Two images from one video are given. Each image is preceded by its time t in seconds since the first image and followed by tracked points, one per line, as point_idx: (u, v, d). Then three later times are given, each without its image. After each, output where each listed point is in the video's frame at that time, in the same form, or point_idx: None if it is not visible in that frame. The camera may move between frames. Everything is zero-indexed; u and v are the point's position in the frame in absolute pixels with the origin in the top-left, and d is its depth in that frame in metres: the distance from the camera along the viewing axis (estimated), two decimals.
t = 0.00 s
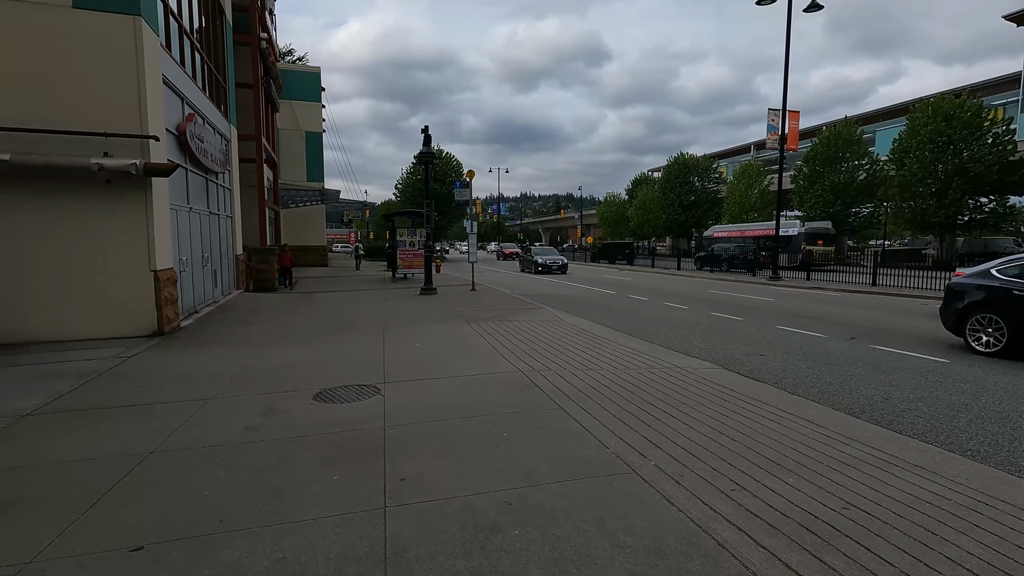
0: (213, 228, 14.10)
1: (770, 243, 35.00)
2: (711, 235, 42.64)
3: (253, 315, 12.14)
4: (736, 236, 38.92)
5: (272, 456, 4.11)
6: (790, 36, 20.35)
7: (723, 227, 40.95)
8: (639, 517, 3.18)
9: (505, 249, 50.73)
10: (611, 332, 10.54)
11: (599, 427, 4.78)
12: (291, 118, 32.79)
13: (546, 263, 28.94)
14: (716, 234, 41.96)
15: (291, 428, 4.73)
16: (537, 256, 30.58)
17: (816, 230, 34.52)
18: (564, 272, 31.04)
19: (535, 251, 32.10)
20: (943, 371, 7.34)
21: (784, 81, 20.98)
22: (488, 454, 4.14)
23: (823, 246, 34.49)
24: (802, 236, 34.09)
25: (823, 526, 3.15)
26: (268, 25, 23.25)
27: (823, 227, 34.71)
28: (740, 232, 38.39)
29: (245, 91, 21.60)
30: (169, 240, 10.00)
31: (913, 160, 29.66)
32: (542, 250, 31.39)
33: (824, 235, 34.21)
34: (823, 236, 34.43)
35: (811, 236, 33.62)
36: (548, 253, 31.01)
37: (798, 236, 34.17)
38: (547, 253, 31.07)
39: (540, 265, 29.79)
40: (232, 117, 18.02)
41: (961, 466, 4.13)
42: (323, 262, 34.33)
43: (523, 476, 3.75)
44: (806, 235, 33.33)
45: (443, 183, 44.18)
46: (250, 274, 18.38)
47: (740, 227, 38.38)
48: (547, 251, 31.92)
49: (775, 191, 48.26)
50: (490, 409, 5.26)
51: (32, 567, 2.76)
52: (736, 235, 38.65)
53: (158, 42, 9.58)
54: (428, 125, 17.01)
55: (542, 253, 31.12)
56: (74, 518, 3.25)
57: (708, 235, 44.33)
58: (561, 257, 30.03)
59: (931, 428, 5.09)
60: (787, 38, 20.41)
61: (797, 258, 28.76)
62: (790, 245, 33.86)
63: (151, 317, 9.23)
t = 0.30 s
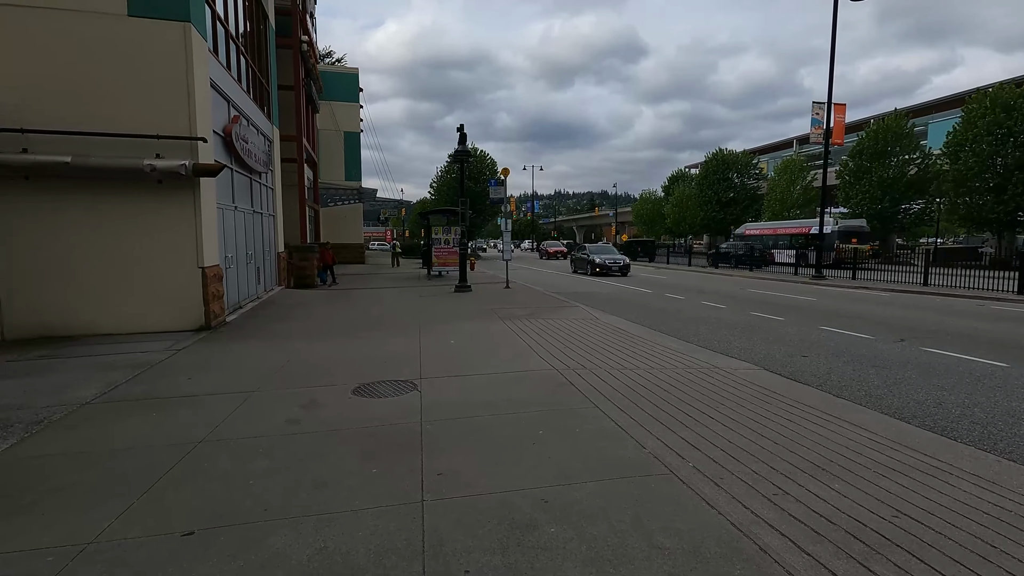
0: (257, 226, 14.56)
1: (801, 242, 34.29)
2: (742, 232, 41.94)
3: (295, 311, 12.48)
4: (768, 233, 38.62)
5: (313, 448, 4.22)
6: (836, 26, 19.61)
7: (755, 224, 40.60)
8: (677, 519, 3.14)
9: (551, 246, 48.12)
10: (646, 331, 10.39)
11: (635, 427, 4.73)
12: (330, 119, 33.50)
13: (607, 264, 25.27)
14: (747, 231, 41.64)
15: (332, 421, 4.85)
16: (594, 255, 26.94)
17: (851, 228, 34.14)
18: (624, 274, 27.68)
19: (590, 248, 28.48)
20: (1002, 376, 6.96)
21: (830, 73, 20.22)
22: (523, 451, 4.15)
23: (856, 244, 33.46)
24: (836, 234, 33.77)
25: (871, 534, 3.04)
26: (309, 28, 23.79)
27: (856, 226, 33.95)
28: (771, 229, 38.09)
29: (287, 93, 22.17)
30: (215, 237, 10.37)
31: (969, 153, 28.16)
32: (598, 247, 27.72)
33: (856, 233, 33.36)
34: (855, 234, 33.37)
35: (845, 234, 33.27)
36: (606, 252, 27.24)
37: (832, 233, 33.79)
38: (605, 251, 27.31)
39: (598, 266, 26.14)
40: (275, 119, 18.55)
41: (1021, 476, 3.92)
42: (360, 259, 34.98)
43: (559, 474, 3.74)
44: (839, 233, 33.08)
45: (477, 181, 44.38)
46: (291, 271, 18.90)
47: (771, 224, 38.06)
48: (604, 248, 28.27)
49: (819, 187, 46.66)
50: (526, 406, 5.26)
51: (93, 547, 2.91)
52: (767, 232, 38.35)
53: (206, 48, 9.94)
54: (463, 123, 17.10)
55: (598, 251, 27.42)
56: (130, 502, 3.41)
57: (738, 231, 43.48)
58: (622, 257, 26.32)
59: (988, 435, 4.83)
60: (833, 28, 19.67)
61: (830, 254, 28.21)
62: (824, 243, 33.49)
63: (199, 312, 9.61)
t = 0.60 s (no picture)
0: (300, 225, 14.96)
1: (842, 240, 33.27)
2: (778, 230, 40.77)
3: (336, 308, 12.78)
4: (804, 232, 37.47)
5: (354, 442, 4.32)
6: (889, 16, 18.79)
7: (790, 223, 39.42)
8: (718, 523, 3.08)
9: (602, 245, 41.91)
10: (685, 331, 10.19)
11: (675, 429, 4.65)
12: (371, 120, 34.19)
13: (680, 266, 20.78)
14: (782, 230, 40.54)
15: (373, 416, 4.96)
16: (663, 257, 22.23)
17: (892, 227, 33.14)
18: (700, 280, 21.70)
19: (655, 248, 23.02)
20: None
21: (881, 64, 19.37)
22: (561, 450, 4.15)
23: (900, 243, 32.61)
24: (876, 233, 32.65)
25: (926, 546, 2.91)
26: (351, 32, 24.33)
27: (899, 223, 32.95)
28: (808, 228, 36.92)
29: (329, 95, 22.75)
30: (262, 236, 10.73)
31: None
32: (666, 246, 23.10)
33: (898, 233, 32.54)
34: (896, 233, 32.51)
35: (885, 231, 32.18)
36: (675, 252, 22.60)
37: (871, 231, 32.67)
38: (676, 251, 22.59)
39: (670, 270, 21.32)
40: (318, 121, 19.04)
41: None
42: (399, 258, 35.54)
43: (596, 474, 3.72)
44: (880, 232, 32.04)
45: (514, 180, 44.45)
46: (333, 269, 19.35)
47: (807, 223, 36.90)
48: (674, 248, 22.74)
49: (869, 184, 44.77)
50: (563, 406, 5.25)
51: (151, 530, 3.07)
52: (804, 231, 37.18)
53: (254, 53, 10.29)
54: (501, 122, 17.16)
55: (666, 251, 22.63)
56: (184, 489, 3.57)
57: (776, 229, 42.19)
58: (699, 258, 21.61)
59: None
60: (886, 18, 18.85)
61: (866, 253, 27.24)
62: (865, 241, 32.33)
63: (246, 308, 9.95)
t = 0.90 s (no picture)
0: (343, 225, 15.33)
1: (888, 242, 31.87)
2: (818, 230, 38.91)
3: (377, 306, 13.04)
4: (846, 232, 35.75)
5: (395, 438, 4.41)
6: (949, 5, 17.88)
7: (831, 222, 37.72)
8: (763, 532, 3.00)
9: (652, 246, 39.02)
10: (727, 334, 9.93)
11: (717, 434, 4.56)
12: (411, 122, 34.74)
13: (776, 274, 16.27)
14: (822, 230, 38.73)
15: (413, 414, 5.04)
16: (751, 261, 17.54)
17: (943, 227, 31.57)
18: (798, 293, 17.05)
19: (739, 250, 18.43)
20: None
21: (940, 56, 18.43)
22: (600, 452, 4.12)
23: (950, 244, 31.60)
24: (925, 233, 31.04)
25: (989, 563, 2.76)
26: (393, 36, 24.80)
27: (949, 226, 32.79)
28: (851, 228, 35.19)
29: (371, 98, 23.26)
30: (307, 236, 11.05)
31: None
32: (750, 248, 18.50)
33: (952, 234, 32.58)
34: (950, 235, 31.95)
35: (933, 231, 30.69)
36: (764, 255, 18.06)
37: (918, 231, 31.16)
38: (767, 254, 17.88)
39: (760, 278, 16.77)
40: (361, 124, 19.49)
41: None
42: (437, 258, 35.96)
43: (636, 477, 3.68)
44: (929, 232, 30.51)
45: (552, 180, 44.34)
46: (373, 268, 19.73)
47: (850, 223, 35.19)
48: (761, 250, 18.18)
49: (925, 182, 42.65)
50: (602, 407, 5.22)
51: (206, 518, 3.21)
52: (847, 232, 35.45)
53: (301, 59, 10.61)
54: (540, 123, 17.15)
55: (751, 255, 18.11)
56: (235, 479, 3.73)
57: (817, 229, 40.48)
58: (799, 264, 16.92)
59: None
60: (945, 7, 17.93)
61: (911, 254, 26.01)
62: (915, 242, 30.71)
63: (292, 306, 10.27)
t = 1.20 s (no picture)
0: (383, 226, 15.61)
1: (936, 244, 30.40)
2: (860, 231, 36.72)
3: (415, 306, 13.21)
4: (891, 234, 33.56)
5: (433, 437, 4.46)
6: None
7: (873, 223, 35.58)
8: (811, 544, 2.90)
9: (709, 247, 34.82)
10: (770, 338, 9.63)
11: (761, 440, 4.44)
12: (448, 124, 35.10)
13: (919, 286, 11.86)
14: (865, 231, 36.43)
15: (451, 413, 5.09)
16: (873, 268, 13.21)
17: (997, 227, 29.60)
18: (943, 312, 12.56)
19: (853, 253, 14.14)
20: None
21: (1002, 48, 17.45)
22: (640, 456, 4.07)
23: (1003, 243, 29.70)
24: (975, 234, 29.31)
25: None
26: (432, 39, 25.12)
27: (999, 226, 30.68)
28: (896, 228, 33.03)
29: (410, 101, 23.61)
30: (348, 237, 11.31)
31: None
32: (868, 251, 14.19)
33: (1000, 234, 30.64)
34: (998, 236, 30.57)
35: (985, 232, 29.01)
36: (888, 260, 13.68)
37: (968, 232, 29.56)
38: (892, 259, 13.56)
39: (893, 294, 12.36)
40: (400, 127, 19.84)
41: None
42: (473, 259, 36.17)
43: (677, 482, 3.62)
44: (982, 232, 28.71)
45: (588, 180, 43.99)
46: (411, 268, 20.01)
47: (895, 223, 33.06)
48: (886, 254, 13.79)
49: (985, 180, 40.38)
50: (642, 410, 5.15)
51: (254, 509, 3.32)
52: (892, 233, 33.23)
53: (344, 64, 10.86)
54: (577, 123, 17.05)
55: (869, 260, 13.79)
56: (281, 472, 3.85)
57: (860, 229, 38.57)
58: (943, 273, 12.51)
59: None
60: None
61: (963, 256, 24.71)
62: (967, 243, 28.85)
63: (333, 305, 10.51)
